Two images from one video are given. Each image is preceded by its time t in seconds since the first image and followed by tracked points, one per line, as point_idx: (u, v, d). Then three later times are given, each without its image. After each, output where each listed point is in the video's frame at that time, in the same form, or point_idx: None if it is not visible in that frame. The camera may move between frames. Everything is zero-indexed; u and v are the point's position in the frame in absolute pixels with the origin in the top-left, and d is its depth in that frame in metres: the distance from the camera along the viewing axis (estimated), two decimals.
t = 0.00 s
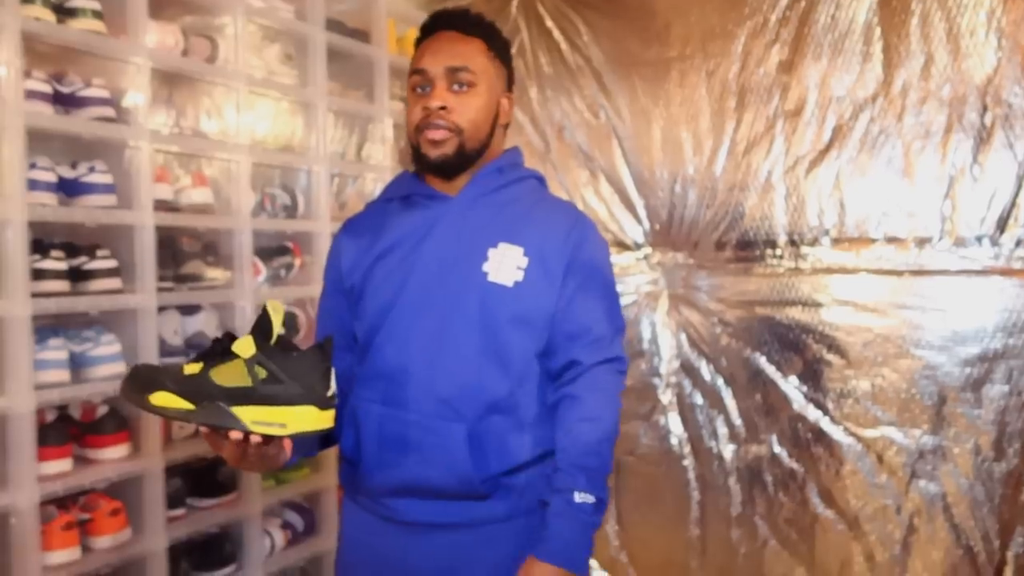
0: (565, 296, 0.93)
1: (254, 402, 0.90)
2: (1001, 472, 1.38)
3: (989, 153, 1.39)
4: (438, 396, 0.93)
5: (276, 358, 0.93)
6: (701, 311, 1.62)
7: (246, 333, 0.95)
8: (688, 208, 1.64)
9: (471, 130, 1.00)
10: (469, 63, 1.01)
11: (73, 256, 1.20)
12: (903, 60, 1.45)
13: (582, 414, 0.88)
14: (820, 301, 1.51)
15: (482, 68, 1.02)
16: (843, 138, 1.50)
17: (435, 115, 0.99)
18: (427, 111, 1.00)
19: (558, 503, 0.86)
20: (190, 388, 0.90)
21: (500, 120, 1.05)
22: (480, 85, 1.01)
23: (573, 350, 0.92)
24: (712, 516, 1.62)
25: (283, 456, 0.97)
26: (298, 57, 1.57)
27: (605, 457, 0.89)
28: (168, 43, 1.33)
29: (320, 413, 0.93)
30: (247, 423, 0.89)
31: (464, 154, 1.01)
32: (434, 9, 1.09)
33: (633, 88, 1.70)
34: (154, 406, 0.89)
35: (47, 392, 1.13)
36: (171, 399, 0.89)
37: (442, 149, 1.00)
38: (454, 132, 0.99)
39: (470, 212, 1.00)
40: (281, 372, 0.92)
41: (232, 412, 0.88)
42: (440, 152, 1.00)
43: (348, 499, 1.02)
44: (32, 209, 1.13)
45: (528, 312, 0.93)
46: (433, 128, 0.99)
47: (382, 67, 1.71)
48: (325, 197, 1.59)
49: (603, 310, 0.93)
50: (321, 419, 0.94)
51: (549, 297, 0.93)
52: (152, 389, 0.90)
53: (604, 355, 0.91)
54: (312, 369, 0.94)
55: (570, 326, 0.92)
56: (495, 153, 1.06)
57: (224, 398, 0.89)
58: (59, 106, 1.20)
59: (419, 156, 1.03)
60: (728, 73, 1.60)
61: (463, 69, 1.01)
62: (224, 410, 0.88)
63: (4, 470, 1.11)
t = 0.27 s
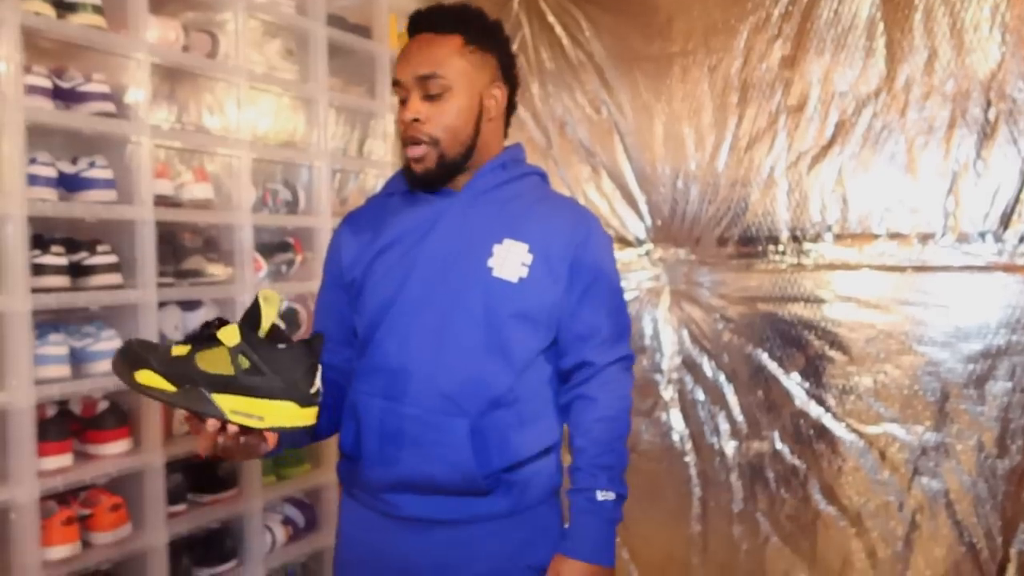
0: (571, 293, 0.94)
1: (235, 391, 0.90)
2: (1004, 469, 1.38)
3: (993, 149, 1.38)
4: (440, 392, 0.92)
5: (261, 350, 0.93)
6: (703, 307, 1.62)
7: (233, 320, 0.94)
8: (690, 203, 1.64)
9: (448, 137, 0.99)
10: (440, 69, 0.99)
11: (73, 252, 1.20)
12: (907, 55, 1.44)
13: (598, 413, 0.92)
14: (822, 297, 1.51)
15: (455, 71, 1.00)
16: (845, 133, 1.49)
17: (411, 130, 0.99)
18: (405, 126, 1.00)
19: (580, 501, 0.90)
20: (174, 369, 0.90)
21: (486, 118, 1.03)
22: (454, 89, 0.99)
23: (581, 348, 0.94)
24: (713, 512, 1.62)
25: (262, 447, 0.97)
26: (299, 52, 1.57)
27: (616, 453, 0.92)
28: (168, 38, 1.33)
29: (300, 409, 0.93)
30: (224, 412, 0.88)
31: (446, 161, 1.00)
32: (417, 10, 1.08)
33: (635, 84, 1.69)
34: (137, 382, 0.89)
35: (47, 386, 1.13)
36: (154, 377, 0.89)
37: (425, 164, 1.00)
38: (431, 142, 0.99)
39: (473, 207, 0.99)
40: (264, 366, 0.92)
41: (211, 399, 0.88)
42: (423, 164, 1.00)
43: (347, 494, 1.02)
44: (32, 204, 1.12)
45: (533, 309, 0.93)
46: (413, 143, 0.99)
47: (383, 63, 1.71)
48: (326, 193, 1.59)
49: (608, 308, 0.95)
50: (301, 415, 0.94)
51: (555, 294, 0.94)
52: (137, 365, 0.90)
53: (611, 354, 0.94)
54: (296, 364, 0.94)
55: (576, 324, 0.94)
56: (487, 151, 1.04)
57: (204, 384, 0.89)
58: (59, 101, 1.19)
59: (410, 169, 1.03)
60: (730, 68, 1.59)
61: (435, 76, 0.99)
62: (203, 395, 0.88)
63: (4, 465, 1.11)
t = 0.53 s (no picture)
0: (574, 285, 0.94)
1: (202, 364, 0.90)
2: (1005, 461, 1.37)
3: (997, 140, 1.37)
4: (444, 382, 0.92)
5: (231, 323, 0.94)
6: (705, 299, 1.61)
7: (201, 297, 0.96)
8: (692, 195, 1.63)
9: (443, 131, 0.98)
10: (434, 63, 0.98)
11: (73, 243, 1.19)
12: (910, 46, 1.43)
13: (586, 403, 0.92)
14: (824, 289, 1.50)
15: (449, 65, 0.98)
16: (848, 125, 1.49)
17: (406, 124, 0.98)
18: (400, 121, 0.99)
19: (562, 489, 0.90)
20: (142, 354, 0.91)
21: (483, 110, 1.02)
22: (447, 82, 0.98)
23: (583, 339, 0.94)
24: (715, 504, 1.62)
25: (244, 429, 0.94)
26: (299, 43, 1.56)
27: (606, 444, 0.92)
28: (167, 28, 1.33)
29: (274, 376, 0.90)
30: (194, 387, 0.88)
31: (442, 154, 0.99)
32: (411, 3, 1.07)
33: (637, 74, 1.68)
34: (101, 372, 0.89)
35: (47, 377, 1.13)
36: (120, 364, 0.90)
37: (421, 157, 0.99)
38: (426, 137, 0.98)
39: (477, 198, 0.99)
40: (232, 337, 0.92)
41: (181, 376, 0.88)
42: (419, 159, 0.99)
43: (348, 485, 1.01)
44: (31, 194, 1.12)
45: (537, 299, 0.93)
46: (408, 137, 0.99)
47: (384, 53, 1.70)
48: (326, 184, 1.59)
49: (611, 299, 0.95)
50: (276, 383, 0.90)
51: (558, 285, 0.94)
52: (103, 356, 0.91)
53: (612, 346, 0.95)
54: (265, 334, 0.93)
55: (579, 316, 0.94)
56: (485, 143, 1.03)
57: (175, 363, 0.90)
58: (58, 90, 1.19)
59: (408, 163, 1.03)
60: (733, 59, 1.59)
61: (429, 70, 0.98)
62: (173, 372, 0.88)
63: (5, 455, 1.11)
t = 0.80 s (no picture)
0: (573, 285, 0.94)
1: (217, 351, 0.91)
2: (1008, 463, 1.37)
3: (999, 140, 1.37)
4: (442, 383, 0.92)
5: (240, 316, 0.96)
6: (706, 299, 1.61)
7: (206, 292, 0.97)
8: (693, 195, 1.63)
9: (440, 131, 0.98)
10: (432, 64, 0.98)
11: (73, 243, 1.19)
12: (912, 45, 1.43)
13: (589, 405, 0.92)
14: (826, 289, 1.50)
15: (447, 65, 0.98)
16: (850, 124, 1.48)
17: (404, 125, 0.98)
18: (398, 121, 0.99)
19: (568, 492, 0.89)
20: (151, 348, 0.91)
21: (481, 110, 1.01)
22: (444, 82, 0.98)
23: (582, 339, 0.94)
24: (716, 505, 1.62)
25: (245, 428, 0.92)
26: (300, 42, 1.56)
27: (609, 445, 0.92)
28: (168, 28, 1.32)
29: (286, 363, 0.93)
30: (211, 374, 0.89)
31: (440, 155, 0.99)
32: (410, 1, 1.07)
33: (638, 74, 1.68)
34: (110, 368, 0.89)
35: (47, 377, 1.13)
36: (130, 359, 0.89)
37: (419, 157, 0.99)
38: (424, 137, 0.98)
39: (475, 198, 0.99)
40: (244, 327, 0.94)
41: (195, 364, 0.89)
42: (417, 159, 0.99)
43: (348, 486, 1.01)
44: (31, 194, 1.12)
45: (535, 300, 0.93)
46: (406, 137, 0.98)
47: (385, 53, 1.70)
48: (327, 184, 1.59)
49: (611, 299, 0.95)
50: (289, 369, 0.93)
51: (557, 285, 0.93)
52: (108, 354, 0.90)
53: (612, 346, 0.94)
54: (276, 325, 0.96)
55: (579, 316, 0.94)
56: (484, 143, 1.03)
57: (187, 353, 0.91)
58: (58, 90, 1.19)
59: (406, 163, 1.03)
60: (734, 58, 1.58)
61: (426, 71, 0.98)
62: (187, 361, 0.89)
63: (5, 455, 1.11)
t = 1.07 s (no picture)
0: (571, 285, 0.93)
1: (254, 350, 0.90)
2: (1013, 464, 1.36)
3: (1004, 139, 1.36)
4: (440, 384, 0.92)
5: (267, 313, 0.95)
6: (709, 299, 1.60)
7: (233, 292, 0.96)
8: (696, 195, 1.62)
9: (441, 134, 0.97)
10: (430, 66, 0.97)
11: (75, 243, 1.19)
12: (917, 44, 1.42)
13: (587, 407, 0.91)
14: (830, 289, 1.49)
15: (446, 67, 0.97)
16: (854, 124, 1.47)
17: (404, 128, 0.98)
18: (398, 124, 0.98)
19: (562, 494, 0.89)
20: (184, 345, 0.88)
21: (481, 111, 1.01)
22: (443, 84, 0.97)
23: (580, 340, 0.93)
24: (719, 506, 1.61)
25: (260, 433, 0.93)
26: (302, 42, 1.56)
27: (607, 447, 0.91)
28: (170, 28, 1.32)
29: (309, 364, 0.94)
30: (250, 370, 0.88)
31: (441, 157, 0.99)
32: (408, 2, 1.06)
33: (641, 74, 1.68)
34: (144, 364, 0.85)
35: (49, 377, 1.13)
36: (165, 355, 0.86)
37: (420, 160, 0.99)
38: (424, 140, 0.97)
39: (474, 198, 0.98)
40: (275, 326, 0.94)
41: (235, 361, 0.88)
42: (418, 161, 0.99)
43: (349, 487, 1.01)
44: (33, 195, 1.12)
45: (535, 301, 0.92)
46: (407, 141, 0.98)
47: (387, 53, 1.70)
48: (329, 184, 1.58)
49: (610, 300, 0.94)
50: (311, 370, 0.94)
51: (556, 286, 0.93)
52: (140, 351, 0.87)
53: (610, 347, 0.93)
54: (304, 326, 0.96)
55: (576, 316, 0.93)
56: (486, 144, 1.02)
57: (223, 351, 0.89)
58: (61, 90, 1.19)
59: (407, 165, 1.02)
60: (738, 58, 1.58)
61: (425, 73, 0.97)
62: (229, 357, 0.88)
63: (7, 456, 1.11)
